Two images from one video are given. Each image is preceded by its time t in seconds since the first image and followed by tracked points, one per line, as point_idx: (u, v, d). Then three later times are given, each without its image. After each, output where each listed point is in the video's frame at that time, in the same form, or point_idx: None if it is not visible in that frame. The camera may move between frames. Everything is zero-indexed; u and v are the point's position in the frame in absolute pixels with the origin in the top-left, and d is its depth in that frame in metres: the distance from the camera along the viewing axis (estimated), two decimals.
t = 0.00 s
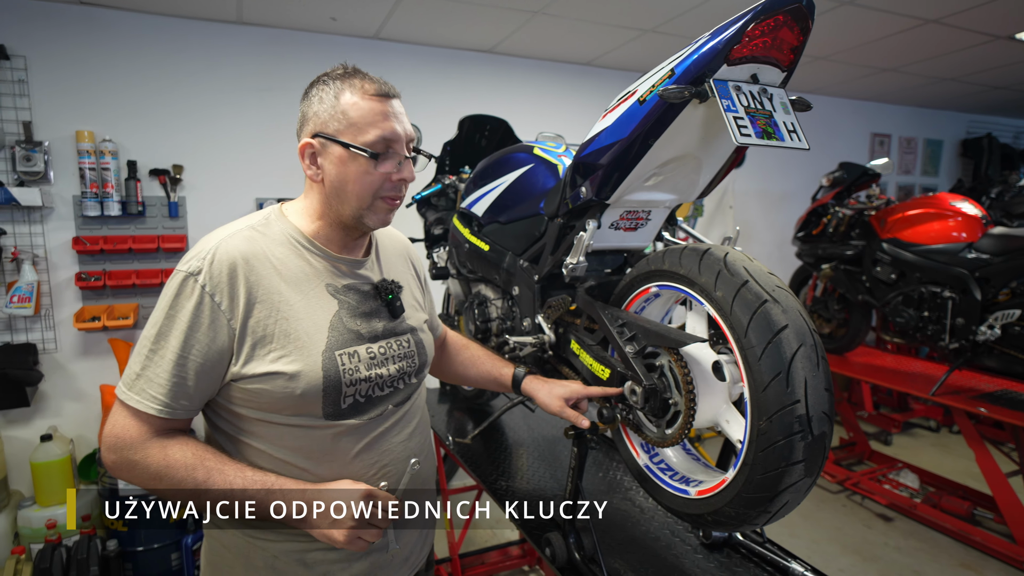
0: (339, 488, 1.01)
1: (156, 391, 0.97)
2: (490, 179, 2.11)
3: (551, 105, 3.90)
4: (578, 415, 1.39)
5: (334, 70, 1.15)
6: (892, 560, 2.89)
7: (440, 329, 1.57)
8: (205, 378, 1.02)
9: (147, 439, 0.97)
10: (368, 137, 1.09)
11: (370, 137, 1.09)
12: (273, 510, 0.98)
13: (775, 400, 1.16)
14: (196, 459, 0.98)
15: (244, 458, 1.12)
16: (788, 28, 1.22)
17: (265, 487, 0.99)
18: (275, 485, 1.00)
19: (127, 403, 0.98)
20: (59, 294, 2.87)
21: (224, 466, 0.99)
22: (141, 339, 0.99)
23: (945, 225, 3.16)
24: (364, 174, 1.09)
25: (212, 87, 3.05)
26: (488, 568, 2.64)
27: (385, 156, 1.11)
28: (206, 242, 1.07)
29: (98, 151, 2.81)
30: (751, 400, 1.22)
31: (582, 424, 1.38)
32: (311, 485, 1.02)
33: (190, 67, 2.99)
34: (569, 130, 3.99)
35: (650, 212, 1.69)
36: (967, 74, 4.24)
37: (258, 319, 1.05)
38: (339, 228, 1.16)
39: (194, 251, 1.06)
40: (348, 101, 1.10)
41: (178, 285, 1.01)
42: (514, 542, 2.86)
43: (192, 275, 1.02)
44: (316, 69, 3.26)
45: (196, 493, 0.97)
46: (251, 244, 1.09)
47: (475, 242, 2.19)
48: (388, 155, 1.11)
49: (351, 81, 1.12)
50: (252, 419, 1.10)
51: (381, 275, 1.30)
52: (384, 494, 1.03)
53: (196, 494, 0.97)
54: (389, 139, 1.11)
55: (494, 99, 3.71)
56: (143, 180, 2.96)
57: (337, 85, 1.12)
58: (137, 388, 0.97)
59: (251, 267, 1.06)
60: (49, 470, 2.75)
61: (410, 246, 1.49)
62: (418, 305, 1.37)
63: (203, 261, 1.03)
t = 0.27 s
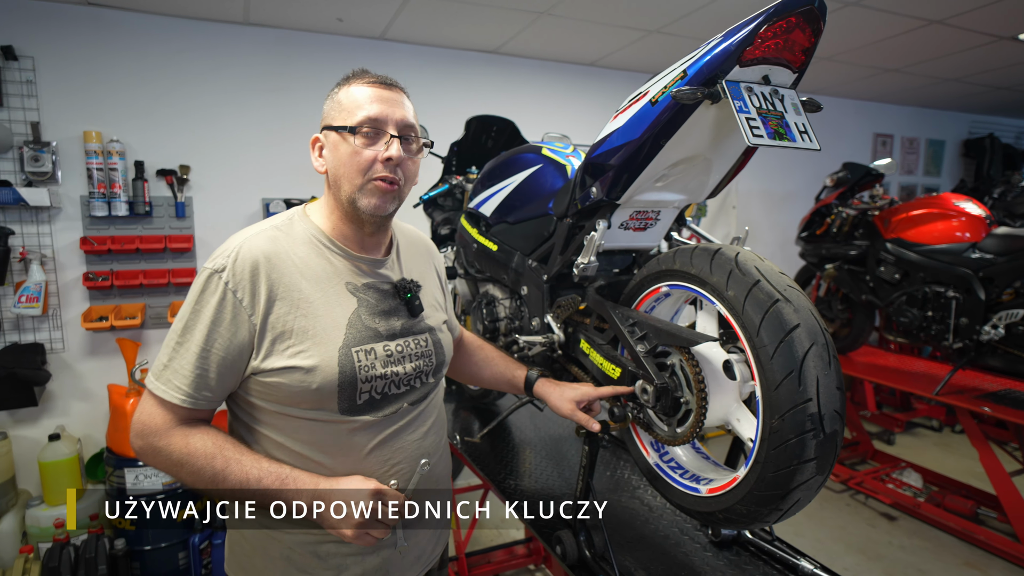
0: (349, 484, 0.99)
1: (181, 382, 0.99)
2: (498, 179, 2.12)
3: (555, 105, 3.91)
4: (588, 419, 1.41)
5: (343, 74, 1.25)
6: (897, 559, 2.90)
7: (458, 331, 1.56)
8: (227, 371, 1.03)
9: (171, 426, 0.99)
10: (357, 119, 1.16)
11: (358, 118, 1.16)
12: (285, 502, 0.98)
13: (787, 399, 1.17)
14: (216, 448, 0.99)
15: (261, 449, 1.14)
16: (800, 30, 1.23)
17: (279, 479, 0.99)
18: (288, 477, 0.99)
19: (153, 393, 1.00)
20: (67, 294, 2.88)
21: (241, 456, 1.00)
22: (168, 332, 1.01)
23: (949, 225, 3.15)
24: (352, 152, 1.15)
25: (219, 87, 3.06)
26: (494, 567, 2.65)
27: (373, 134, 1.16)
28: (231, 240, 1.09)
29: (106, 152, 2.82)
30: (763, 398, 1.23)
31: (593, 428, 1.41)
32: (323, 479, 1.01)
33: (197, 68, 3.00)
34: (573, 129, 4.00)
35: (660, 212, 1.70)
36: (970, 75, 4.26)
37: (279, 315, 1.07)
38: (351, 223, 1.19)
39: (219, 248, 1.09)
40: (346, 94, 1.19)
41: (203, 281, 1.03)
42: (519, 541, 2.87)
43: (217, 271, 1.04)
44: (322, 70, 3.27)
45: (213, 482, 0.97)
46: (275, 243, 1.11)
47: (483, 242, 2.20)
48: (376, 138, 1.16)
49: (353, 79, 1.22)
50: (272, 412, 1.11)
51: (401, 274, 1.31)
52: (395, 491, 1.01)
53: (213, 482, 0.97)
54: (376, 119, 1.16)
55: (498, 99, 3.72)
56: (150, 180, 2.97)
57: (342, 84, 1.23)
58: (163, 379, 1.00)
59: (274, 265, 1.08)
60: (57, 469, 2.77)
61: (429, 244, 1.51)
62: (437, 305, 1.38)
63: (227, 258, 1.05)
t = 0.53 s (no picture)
0: (361, 472, 1.02)
1: (206, 364, 1.03)
2: (505, 179, 2.14)
3: (559, 106, 3.92)
4: (598, 422, 1.43)
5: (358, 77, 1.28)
6: (899, 557, 2.91)
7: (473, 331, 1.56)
8: (249, 357, 1.07)
9: (195, 407, 1.02)
10: (367, 117, 1.18)
11: (368, 117, 1.18)
12: (297, 485, 1.00)
13: (795, 396, 1.19)
14: (235, 430, 1.01)
15: (277, 434, 1.16)
16: (809, 32, 1.25)
17: (294, 463, 1.01)
18: (303, 462, 1.01)
19: (181, 374, 1.04)
20: (74, 293, 2.89)
21: (259, 439, 1.02)
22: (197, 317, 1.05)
23: (951, 225, 3.17)
24: (362, 150, 1.17)
25: (225, 87, 3.07)
26: (499, 565, 2.66)
27: (382, 131, 1.18)
28: (259, 233, 1.14)
29: (113, 152, 2.83)
30: (772, 396, 1.24)
31: (604, 429, 1.43)
32: (336, 465, 1.03)
33: (203, 69, 3.02)
34: (577, 130, 4.01)
35: (667, 212, 1.72)
36: (971, 75, 4.27)
37: (299, 305, 1.10)
38: (370, 220, 1.22)
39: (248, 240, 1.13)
40: (359, 95, 1.22)
41: (231, 270, 1.07)
42: (524, 539, 2.88)
43: (244, 261, 1.08)
44: (328, 71, 3.29)
45: (229, 462, 0.99)
46: (299, 237, 1.15)
47: (490, 242, 2.22)
48: (385, 134, 1.18)
49: (367, 81, 1.25)
50: (289, 401, 1.14)
51: (419, 273, 1.33)
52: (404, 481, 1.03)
53: (231, 464, 0.99)
54: (384, 116, 1.18)
55: (502, 99, 3.73)
56: (157, 180, 2.98)
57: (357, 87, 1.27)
58: (190, 361, 1.04)
59: (297, 257, 1.12)
60: (65, 467, 2.78)
61: (448, 244, 1.53)
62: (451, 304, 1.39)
63: (255, 249, 1.09)
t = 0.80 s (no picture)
0: (370, 465, 1.03)
1: (220, 359, 1.04)
2: (510, 179, 2.15)
3: (562, 105, 3.94)
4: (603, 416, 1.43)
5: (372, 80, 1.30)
6: (901, 555, 2.93)
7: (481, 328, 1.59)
8: (263, 352, 1.08)
9: (210, 400, 1.04)
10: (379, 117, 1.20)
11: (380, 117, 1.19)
12: (309, 476, 1.01)
13: (802, 393, 1.20)
14: (249, 423, 1.03)
15: (288, 428, 1.18)
16: (816, 33, 1.26)
17: (305, 455, 1.02)
18: (314, 455, 1.02)
19: (195, 369, 1.05)
20: (79, 293, 2.90)
21: (272, 432, 1.03)
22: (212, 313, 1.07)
23: (952, 224, 3.18)
24: (373, 149, 1.18)
25: (230, 87, 3.08)
26: (503, 563, 2.67)
27: (394, 131, 1.19)
28: (272, 232, 1.15)
29: (118, 152, 2.84)
30: (779, 393, 1.26)
31: (609, 424, 1.42)
32: (346, 458, 1.04)
33: (208, 69, 3.03)
34: (580, 130, 4.03)
35: (672, 211, 1.74)
36: (972, 75, 4.29)
37: (310, 302, 1.11)
38: (380, 219, 1.23)
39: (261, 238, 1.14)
40: (372, 96, 1.23)
41: (245, 267, 1.08)
42: (527, 537, 2.89)
43: (257, 259, 1.09)
44: (331, 71, 3.30)
45: (243, 455, 1.01)
46: (311, 235, 1.16)
47: (496, 241, 2.23)
48: (397, 134, 1.19)
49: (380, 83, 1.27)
50: (300, 395, 1.15)
51: (428, 271, 1.34)
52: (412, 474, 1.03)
53: (244, 456, 1.01)
54: (396, 117, 1.19)
55: (505, 99, 3.74)
56: (162, 180, 2.99)
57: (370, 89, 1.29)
58: (204, 355, 1.05)
59: (310, 255, 1.13)
60: (71, 466, 2.79)
61: (457, 243, 1.54)
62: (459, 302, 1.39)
63: (268, 247, 1.10)
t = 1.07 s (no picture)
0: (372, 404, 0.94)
1: (228, 363, 1.04)
2: (515, 178, 2.15)
3: (565, 105, 3.94)
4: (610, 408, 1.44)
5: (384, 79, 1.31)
6: (904, 554, 2.93)
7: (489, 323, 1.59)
8: (270, 355, 1.09)
9: (217, 393, 1.03)
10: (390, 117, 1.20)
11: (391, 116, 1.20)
12: (316, 435, 0.95)
13: (810, 391, 1.21)
14: (251, 402, 1.01)
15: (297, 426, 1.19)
16: (823, 33, 1.27)
17: (309, 418, 0.97)
18: (318, 416, 0.97)
19: (203, 374, 1.06)
20: (84, 292, 2.91)
21: (275, 407, 1.01)
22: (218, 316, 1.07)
23: (954, 223, 3.19)
24: (382, 148, 1.19)
25: (233, 87, 3.09)
26: (507, 562, 2.68)
27: (405, 132, 1.20)
28: (275, 234, 1.15)
29: (123, 151, 2.84)
30: (787, 390, 1.26)
31: (616, 416, 1.42)
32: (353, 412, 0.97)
33: (213, 69, 3.04)
34: (583, 130, 4.03)
35: (678, 211, 1.74)
36: (974, 75, 4.29)
37: (316, 303, 1.12)
38: (385, 219, 1.23)
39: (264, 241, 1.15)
40: (384, 95, 1.24)
41: (250, 270, 1.09)
42: (531, 536, 2.90)
43: (262, 262, 1.09)
44: (335, 71, 3.31)
45: (250, 435, 0.98)
46: (314, 237, 1.16)
47: (501, 240, 2.23)
48: (407, 134, 1.20)
49: (393, 82, 1.28)
50: (308, 395, 1.16)
51: (432, 269, 1.34)
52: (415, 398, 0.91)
53: (252, 436, 0.98)
54: (408, 118, 1.20)
55: (508, 99, 3.75)
56: (166, 179, 3.00)
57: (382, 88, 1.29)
58: (211, 360, 1.05)
59: (313, 256, 1.14)
60: (76, 465, 2.80)
61: (461, 239, 1.55)
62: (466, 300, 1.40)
63: (272, 249, 1.11)
